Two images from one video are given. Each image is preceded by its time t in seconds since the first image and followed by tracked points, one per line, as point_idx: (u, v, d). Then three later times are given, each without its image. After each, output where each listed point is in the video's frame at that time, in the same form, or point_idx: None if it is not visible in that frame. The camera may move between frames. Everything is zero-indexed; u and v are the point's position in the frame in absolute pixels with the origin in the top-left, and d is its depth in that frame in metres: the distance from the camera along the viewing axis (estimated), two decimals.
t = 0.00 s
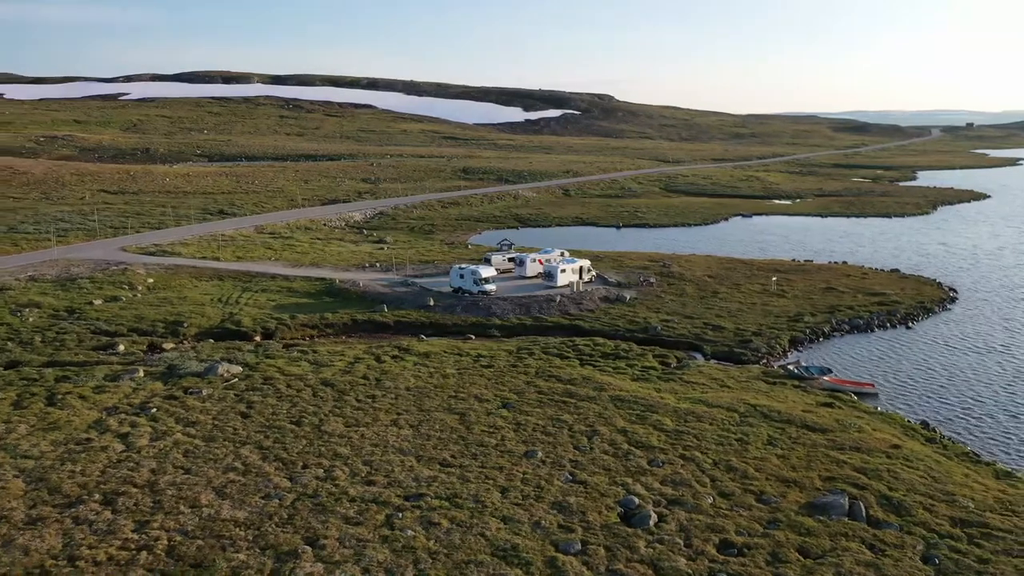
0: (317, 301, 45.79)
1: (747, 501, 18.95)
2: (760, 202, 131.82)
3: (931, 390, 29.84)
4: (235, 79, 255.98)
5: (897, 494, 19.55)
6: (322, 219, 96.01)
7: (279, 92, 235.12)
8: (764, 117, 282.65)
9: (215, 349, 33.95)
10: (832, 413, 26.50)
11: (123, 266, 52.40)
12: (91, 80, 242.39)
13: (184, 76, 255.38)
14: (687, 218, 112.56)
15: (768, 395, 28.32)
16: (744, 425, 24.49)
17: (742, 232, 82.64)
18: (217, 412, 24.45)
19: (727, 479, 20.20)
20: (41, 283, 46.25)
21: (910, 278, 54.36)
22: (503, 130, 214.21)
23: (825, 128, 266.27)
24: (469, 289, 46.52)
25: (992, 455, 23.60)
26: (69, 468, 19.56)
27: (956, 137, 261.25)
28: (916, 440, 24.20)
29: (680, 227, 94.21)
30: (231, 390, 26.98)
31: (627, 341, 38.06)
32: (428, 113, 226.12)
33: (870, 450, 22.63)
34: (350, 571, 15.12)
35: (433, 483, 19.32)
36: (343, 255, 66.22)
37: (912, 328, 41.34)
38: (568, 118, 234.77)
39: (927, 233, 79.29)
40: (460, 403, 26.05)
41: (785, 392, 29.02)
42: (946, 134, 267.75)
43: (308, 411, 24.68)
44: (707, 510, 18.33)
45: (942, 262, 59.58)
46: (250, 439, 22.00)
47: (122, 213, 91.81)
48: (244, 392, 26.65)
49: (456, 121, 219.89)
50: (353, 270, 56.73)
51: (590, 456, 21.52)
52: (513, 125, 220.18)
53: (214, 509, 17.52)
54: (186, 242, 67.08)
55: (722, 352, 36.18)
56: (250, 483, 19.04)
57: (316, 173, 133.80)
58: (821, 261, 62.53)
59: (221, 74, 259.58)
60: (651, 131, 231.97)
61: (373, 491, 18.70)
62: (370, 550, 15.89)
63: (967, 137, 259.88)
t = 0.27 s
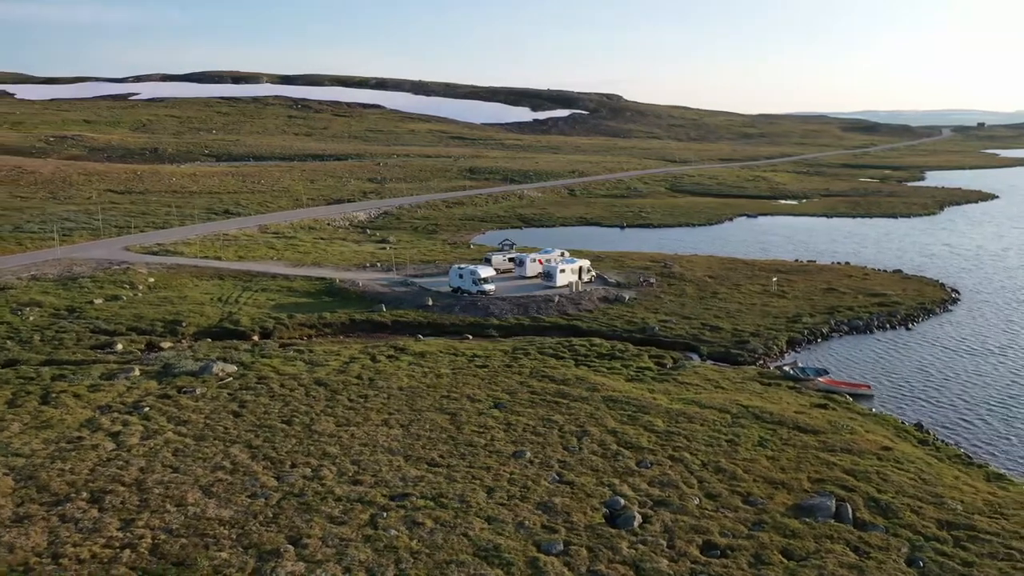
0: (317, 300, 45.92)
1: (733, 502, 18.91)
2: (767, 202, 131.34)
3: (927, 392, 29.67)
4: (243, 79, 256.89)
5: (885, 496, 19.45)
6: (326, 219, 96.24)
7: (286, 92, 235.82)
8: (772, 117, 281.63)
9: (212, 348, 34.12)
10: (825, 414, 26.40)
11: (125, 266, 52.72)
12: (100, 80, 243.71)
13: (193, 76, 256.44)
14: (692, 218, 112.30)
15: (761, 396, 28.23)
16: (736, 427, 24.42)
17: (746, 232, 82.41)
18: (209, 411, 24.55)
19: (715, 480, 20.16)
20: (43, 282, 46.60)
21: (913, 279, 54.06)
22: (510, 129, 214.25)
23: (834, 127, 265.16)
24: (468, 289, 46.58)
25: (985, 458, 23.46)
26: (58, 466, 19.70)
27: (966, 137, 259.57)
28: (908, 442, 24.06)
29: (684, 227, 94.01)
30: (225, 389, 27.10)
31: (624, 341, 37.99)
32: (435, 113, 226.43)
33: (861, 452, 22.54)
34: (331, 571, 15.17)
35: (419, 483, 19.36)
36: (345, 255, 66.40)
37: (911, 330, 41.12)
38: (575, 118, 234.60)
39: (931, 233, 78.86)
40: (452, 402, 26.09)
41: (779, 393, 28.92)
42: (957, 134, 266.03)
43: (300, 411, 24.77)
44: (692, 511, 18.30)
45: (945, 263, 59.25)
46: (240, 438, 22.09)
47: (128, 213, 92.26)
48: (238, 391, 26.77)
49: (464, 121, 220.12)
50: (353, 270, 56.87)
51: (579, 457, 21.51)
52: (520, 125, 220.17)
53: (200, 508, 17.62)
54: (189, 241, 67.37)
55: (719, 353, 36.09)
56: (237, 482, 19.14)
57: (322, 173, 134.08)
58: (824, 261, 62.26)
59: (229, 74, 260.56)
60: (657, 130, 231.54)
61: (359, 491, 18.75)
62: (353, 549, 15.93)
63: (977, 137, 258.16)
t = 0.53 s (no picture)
0: (316, 300, 46.08)
1: (720, 502, 18.87)
2: (773, 202, 130.83)
3: (923, 393, 29.52)
4: (250, 79, 257.81)
5: (873, 498, 19.36)
6: (330, 218, 96.47)
7: (294, 91, 236.46)
8: (780, 117, 280.52)
9: (209, 347, 34.31)
10: (818, 415, 26.29)
11: (128, 265, 53.03)
12: (109, 80, 244.99)
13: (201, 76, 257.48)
14: (698, 218, 112.03)
15: (755, 397, 28.14)
16: (727, 427, 24.38)
17: (749, 233, 82.14)
18: (202, 410, 24.65)
19: (702, 481, 20.13)
20: (45, 281, 46.94)
21: (915, 279, 53.74)
22: (516, 129, 214.26)
23: (843, 127, 263.93)
24: (467, 289, 46.64)
25: (977, 459, 23.32)
26: (48, 463, 19.83)
27: (977, 137, 257.76)
28: (901, 445, 23.92)
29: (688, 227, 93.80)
30: (218, 387, 27.23)
31: (622, 341, 37.97)
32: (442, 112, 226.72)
33: (852, 453, 22.44)
34: (312, 569, 15.23)
35: (406, 482, 19.40)
36: (348, 255, 66.56)
37: (911, 331, 40.88)
38: (582, 117, 234.32)
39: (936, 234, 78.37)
40: (444, 402, 26.13)
41: (773, 394, 28.85)
42: (967, 133, 264.21)
43: (292, 409, 24.87)
44: (677, 512, 18.27)
45: (949, 264, 58.88)
46: (230, 437, 22.21)
47: (133, 212, 92.68)
48: (231, 390, 26.87)
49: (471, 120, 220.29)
50: (354, 270, 57.02)
51: (567, 457, 21.50)
52: (526, 125, 220.01)
53: (186, 506, 17.71)
54: (191, 240, 67.68)
55: (716, 354, 36.00)
56: (225, 480, 19.22)
57: (329, 173, 134.36)
58: (826, 262, 61.97)
59: (238, 74, 261.47)
60: (666, 130, 231.03)
61: (345, 490, 18.80)
62: (335, 548, 15.97)
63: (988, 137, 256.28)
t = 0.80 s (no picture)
0: (315, 300, 46.20)
1: (706, 503, 18.84)
2: (779, 202, 130.29)
3: (919, 395, 29.34)
4: (258, 79, 258.78)
5: (861, 500, 19.28)
6: (334, 218, 96.69)
7: (301, 91, 237.12)
8: (787, 117, 279.58)
9: (207, 346, 34.48)
10: (811, 416, 26.19)
11: (130, 264, 53.34)
12: (118, 80, 246.38)
13: (209, 77, 258.61)
14: (703, 218, 111.72)
15: (748, 398, 28.05)
16: (718, 429, 24.31)
17: (753, 233, 81.80)
18: (194, 409, 24.78)
19: (689, 482, 20.10)
20: (47, 280, 47.25)
21: (917, 280, 53.38)
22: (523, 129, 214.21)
23: (853, 127, 262.66)
24: (466, 289, 46.66)
25: (970, 462, 23.18)
26: (39, 462, 19.97)
27: (988, 137, 256.00)
28: (894, 446, 23.78)
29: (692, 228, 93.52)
30: (212, 387, 27.36)
31: (618, 342, 37.90)
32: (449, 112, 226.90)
33: (843, 455, 22.35)
34: (294, 568, 15.27)
35: (392, 482, 19.44)
36: (350, 255, 66.71)
37: (911, 332, 40.64)
38: (590, 117, 234.05)
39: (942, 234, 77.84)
40: (436, 402, 26.16)
41: (767, 395, 28.75)
42: (978, 133, 262.43)
43: (284, 409, 24.94)
44: (663, 513, 18.24)
45: (953, 265, 58.49)
46: (221, 436, 22.30)
47: (139, 212, 93.11)
48: (226, 390, 27.00)
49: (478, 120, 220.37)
50: (355, 269, 57.12)
51: (555, 457, 21.48)
52: (533, 125, 219.90)
53: (173, 505, 17.81)
54: (195, 240, 67.96)
55: (713, 354, 35.89)
56: (213, 479, 19.31)
57: (335, 172, 134.68)
58: (829, 262, 61.67)
59: (246, 74, 262.48)
60: (673, 130, 230.46)
61: (332, 489, 18.87)
62: (317, 547, 16.01)
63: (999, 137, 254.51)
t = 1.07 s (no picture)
0: (315, 299, 46.30)
1: (692, 505, 18.80)
2: (786, 203, 129.76)
3: (914, 396, 29.21)
4: (266, 79, 259.76)
5: (848, 501, 19.20)
6: (338, 218, 96.92)
7: (308, 91, 237.78)
8: (796, 117, 278.55)
9: (204, 345, 34.62)
10: (804, 418, 26.07)
11: (132, 263, 53.63)
12: (127, 80, 247.70)
13: (217, 77, 259.70)
14: (708, 218, 111.41)
15: (742, 399, 27.95)
16: (709, 429, 24.25)
17: (757, 233, 81.48)
18: (187, 408, 24.88)
19: (676, 483, 20.05)
20: (48, 279, 47.55)
21: (919, 281, 53.08)
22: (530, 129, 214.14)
23: (862, 126, 261.39)
24: (465, 289, 46.65)
25: (961, 464, 23.05)
26: (29, 459, 20.12)
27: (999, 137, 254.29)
28: (886, 448, 23.66)
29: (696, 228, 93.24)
30: (206, 386, 27.48)
31: (615, 343, 37.83)
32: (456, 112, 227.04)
33: (833, 456, 22.26)
34: (275, 567, 15.33)
35: (379, 481, 19.48)
36: (352, 254, 66.85)
37: (910, 333, 40.42)
38: (597, 117, 233.78)
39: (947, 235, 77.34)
40: (428, 402, 26.19)
41: (761, 396, 28.64)
42: (989, 133, 260.74)
43: (275, 408, 25.03)
44: (648, 514, 18.21)
45: (956, 265, 58.14)
46: (211, 435, 22.39)
47: (145, 212, 93.58)
48: (219, 389, 27.11)
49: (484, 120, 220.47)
50: (355, 269, 57.23)
51: (543, 458, 21.47)
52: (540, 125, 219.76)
53: (159, 503, 17.92)
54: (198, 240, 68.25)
55: (710, 355, 35.79)
56: (201, 478, 19.39)
57: (341, 172, 134.99)
58: (831, 263, 61.39)
59: (254, 74, 263.43)
60: (681, 129, 229.93)
61: (319, 488, 18.93)
62: (300, 547, 16.07)
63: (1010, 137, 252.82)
